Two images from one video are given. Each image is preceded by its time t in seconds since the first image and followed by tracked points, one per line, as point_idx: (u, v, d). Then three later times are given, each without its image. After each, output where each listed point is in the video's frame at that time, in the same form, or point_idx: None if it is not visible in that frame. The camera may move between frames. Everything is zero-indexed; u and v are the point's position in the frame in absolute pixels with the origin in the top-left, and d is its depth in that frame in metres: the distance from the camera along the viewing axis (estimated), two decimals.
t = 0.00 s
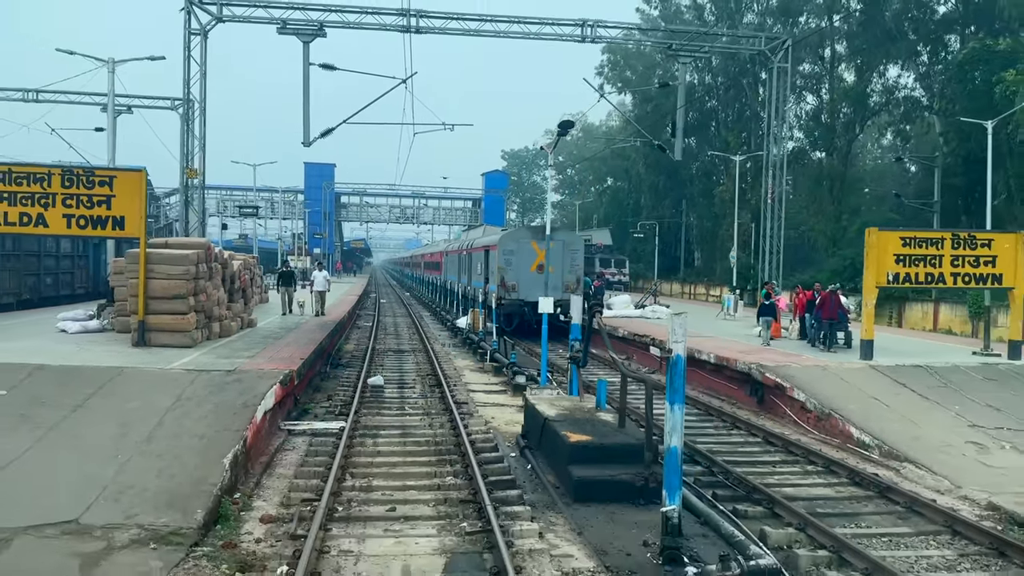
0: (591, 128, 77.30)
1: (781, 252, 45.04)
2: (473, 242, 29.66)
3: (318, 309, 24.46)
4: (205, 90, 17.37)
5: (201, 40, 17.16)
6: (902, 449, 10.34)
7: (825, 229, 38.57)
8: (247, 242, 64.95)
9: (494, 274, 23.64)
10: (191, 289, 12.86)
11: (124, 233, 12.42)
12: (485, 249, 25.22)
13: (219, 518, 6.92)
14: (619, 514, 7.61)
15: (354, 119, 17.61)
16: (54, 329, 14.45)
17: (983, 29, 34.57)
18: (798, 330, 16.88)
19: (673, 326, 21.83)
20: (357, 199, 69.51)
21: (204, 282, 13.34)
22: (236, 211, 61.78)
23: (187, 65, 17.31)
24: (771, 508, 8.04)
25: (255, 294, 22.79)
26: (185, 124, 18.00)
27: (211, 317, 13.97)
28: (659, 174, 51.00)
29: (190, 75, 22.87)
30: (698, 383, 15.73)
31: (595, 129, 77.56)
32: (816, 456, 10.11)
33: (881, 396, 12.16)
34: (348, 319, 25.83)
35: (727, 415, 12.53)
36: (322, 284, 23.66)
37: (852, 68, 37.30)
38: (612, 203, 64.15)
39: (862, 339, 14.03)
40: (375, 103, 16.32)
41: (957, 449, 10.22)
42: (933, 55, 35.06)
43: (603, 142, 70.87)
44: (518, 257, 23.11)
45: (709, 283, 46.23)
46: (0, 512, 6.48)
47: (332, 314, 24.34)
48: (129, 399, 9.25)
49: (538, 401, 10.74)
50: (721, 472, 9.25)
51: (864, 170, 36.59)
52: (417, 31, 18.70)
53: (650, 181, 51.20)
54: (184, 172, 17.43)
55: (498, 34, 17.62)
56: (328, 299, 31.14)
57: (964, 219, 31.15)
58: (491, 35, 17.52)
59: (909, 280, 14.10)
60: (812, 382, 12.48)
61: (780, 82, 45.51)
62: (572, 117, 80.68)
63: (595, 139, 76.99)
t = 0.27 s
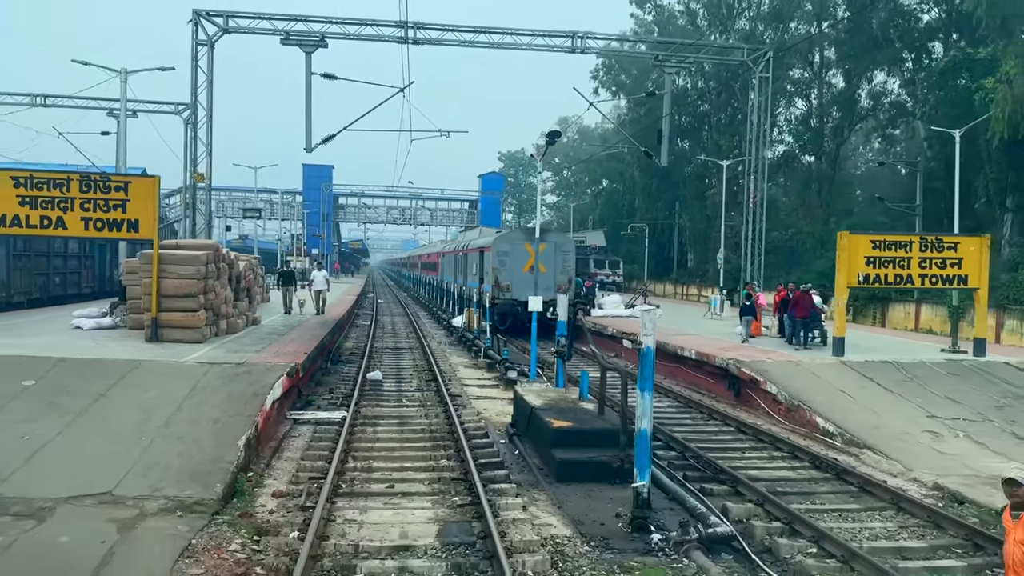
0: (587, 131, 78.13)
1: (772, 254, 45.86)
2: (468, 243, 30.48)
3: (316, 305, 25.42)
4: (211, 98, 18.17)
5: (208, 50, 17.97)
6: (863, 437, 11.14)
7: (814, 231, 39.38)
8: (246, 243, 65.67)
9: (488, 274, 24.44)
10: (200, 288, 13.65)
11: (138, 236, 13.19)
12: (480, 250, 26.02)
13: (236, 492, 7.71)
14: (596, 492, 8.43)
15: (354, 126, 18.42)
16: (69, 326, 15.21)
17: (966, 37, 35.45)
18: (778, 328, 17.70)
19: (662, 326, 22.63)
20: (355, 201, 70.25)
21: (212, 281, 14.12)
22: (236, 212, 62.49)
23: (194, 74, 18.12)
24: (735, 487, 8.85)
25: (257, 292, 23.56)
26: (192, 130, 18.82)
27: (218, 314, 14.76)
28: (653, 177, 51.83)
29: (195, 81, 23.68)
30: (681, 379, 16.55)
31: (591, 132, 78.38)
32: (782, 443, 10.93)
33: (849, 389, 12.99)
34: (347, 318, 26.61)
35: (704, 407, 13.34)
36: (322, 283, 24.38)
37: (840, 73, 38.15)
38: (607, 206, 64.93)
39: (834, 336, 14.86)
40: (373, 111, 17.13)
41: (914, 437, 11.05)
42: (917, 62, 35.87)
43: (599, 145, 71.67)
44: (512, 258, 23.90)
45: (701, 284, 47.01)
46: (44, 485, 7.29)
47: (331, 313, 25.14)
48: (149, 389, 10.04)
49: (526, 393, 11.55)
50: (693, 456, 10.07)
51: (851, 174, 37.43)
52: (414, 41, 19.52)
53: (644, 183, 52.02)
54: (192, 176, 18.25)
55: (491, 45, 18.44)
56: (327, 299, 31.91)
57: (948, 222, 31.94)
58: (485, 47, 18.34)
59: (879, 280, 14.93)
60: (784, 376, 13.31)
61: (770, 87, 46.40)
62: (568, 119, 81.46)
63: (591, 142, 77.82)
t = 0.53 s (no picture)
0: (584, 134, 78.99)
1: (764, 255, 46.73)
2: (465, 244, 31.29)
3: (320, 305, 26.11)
4: (219, 104, 18.98)
5: (215, 59, 18.78)
6: (830, 425, 11.97)
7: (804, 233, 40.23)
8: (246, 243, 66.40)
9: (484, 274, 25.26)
10: (211, 287, 14.47)
11: (154, 237, 14.09)
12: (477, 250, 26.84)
13: (250, 470, 8.52)
14: (579, 471, 9.25)
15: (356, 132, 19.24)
16: (85, 322, 16.01)
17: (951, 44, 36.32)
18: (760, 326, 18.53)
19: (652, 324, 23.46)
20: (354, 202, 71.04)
21: (221, 280, 14.97)
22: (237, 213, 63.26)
23: (202, 82, 18.93)
24: (706, 468, 9.67)
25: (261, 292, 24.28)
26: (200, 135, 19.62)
27: (228, 311, 15.55)
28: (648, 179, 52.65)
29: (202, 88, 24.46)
30: (667, 374, 17.38)
31: (588, 134, 79.27)
32: (754, 430, 11.76)
33: (821, 382, 13.83)
34: (348, 317, 27.40)
35: (686, 400, 14.16)
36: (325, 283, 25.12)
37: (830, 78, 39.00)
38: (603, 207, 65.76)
39: (810, 333, 15.70)
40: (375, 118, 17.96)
41: (877, 425, 11.88)
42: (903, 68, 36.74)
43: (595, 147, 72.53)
44: (507, 259, 24.71)
45: (695, 284, 47.83)
46: (79, 462, 8.09)
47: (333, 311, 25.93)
48: (167, 379, 10.85)
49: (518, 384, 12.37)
50: (670, 442, 10.89)
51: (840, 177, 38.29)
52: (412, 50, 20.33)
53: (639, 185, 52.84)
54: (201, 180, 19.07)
55: (487, 55, 19.26)
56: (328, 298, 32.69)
57: (933, 224, 32.78)
58: (482, 56, 19.16)
59: (853, 280, 15.77)
60: (761, 370, 14.13)
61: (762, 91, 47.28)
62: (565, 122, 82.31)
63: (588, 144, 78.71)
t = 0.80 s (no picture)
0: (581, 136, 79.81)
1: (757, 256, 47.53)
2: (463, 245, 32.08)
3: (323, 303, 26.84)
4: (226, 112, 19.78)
5: (223, 69, 19.57)
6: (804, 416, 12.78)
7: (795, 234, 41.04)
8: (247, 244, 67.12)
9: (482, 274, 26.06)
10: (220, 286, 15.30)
11: (167, 239, 14.94)
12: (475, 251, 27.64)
13: (264, 453, 9.32)
14: (566, 456, 10.06)
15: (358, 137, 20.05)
16: (100, 320, 16.79)
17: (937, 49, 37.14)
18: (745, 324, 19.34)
19: (643, 323, 24.27)
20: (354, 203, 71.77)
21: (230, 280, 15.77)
22: (237, 214, 63.93)
23: (210, 90, 19.72)
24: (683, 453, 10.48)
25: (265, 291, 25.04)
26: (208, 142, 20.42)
27: (236, 310, 16.34)
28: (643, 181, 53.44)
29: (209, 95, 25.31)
30: (655, 370, 18.20)
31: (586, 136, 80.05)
32: (732, 420, 12.58)
33: (799, 376, 14.64)
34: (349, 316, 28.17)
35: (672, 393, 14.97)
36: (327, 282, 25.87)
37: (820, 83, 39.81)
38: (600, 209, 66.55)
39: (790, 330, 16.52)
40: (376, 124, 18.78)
41: (848, 415, 12.68)
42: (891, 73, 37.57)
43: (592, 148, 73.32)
44: (504, 259, 25.51)
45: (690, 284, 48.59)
46: (109, 445, 8.90)
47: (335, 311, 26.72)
48: (184, 372, 11.65)
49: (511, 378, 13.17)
50: (653, 430, 11.70)
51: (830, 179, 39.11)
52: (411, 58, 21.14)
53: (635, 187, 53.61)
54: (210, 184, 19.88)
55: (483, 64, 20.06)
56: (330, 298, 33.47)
57: (919, 225, 33.55)
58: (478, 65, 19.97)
59: (831, 280, 16.59)
60: (741, 365, 14.94)
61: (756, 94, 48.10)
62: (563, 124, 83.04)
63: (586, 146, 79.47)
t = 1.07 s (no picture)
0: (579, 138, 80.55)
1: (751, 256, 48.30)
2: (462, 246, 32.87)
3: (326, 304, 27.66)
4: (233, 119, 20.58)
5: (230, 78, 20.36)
6: (780, 407, 13.59)
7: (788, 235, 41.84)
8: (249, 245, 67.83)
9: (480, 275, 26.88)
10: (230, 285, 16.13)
11: (179, 242, 15.70)
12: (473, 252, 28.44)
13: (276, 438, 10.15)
14: (555, 442, 10.87)
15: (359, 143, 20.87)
16: (115, 318, 17.59)
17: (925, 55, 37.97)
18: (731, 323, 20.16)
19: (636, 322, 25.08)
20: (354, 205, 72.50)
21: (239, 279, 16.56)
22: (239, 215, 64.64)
23: (217, 99, 20.52)
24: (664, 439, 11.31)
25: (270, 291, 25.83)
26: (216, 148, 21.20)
27: (245, 308, 17.16)
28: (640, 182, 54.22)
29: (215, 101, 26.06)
30: (645, 366, 19.01)
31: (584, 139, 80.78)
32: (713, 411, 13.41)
33: (779, 370, 15.48)
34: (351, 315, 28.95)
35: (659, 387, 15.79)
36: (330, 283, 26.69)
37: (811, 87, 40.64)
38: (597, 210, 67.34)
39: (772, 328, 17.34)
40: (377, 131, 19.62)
41: (821, 407, 13.51)
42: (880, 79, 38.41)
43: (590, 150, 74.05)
44: (501, 261, 26.30)
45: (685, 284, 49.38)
46: (136, 431, 9.71)
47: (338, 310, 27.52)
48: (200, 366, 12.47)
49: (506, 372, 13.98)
50: (637, 420, 12.51)
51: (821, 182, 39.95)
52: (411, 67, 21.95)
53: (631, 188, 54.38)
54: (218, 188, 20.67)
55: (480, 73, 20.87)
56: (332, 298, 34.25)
57: (907, 226, 34.35)
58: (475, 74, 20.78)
59: (811, 280, 17.40)
60: (724, 360, 15.76)
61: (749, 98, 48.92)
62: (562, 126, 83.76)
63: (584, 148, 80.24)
